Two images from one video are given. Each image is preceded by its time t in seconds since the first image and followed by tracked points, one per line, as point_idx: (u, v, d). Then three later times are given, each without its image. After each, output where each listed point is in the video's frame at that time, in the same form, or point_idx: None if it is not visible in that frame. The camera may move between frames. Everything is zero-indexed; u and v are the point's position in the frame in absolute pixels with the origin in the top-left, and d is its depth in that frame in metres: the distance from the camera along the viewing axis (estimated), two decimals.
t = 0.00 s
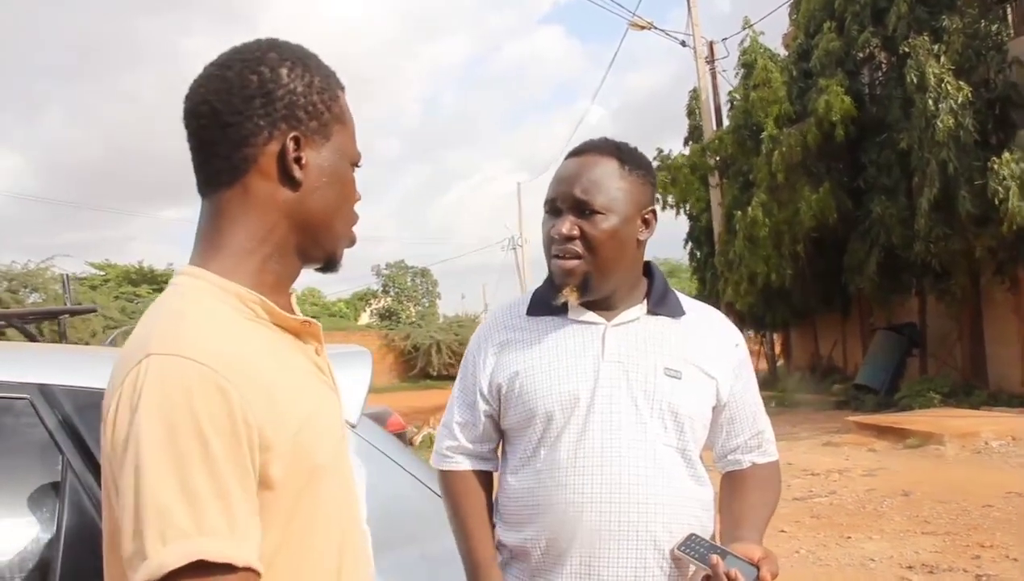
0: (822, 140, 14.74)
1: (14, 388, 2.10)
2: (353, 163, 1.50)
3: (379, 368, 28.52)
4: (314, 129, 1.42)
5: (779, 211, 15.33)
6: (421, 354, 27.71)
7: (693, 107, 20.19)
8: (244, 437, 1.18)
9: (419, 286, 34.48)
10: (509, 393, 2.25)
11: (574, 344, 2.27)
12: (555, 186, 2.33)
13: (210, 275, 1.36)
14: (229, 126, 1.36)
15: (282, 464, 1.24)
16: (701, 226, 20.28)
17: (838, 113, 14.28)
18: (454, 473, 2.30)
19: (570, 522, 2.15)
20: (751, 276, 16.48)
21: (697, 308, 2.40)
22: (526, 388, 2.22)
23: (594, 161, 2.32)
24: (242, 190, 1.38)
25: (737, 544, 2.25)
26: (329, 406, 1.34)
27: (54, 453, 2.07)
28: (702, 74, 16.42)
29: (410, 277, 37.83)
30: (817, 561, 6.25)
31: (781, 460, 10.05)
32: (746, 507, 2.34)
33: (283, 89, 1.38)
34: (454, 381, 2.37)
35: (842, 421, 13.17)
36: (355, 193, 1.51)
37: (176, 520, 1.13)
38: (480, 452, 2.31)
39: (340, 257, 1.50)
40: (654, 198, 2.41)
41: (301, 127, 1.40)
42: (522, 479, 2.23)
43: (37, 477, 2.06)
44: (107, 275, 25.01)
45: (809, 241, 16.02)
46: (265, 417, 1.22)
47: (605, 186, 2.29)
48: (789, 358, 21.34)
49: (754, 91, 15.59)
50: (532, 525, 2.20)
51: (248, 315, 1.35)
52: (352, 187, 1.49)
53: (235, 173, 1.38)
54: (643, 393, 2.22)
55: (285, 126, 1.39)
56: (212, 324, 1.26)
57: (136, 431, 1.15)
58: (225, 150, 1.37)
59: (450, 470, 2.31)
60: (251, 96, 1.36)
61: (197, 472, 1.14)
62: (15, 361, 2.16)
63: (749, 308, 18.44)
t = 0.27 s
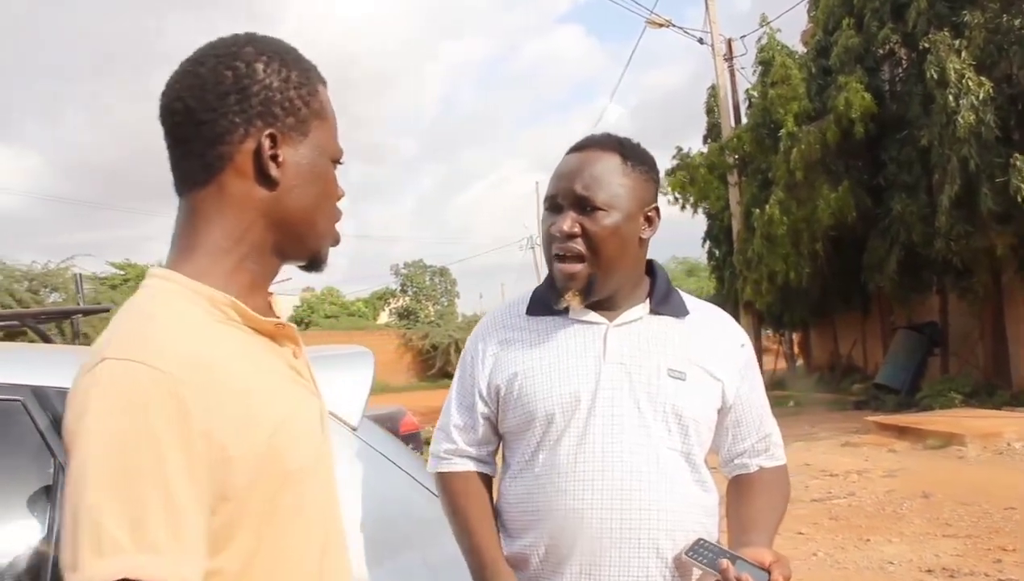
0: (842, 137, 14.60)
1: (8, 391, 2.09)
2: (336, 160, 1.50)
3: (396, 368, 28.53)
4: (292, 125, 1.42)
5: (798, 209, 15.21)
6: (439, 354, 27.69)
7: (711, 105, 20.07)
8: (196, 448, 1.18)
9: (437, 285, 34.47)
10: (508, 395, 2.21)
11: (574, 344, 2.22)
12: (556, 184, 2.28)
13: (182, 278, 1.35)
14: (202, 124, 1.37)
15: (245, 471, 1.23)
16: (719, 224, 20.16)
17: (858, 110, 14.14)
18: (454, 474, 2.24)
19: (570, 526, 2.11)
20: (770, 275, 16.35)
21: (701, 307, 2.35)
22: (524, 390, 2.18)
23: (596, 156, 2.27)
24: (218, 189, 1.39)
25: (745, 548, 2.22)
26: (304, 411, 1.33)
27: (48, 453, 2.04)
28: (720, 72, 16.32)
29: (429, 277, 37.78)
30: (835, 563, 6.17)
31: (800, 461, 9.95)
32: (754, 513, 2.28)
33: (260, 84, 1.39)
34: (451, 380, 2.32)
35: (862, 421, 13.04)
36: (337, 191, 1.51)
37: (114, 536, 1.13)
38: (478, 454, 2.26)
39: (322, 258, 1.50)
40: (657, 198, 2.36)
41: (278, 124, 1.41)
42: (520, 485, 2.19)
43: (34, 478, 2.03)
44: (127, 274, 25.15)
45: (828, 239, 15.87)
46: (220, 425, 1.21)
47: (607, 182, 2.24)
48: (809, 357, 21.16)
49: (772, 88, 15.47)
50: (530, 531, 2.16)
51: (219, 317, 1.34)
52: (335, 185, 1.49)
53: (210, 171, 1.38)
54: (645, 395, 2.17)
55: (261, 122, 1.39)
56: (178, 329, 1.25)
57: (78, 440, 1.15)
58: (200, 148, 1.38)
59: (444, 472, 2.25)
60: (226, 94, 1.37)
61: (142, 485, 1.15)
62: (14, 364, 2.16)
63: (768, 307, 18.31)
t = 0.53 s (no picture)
0: (855, 138, 14.52)
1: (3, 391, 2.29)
2: (304, 155, 1.53)
3: (408, 368, 28.53)
4: (255, 118, 1.46)
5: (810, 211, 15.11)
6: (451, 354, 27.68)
7: (725, 105, 19.99)
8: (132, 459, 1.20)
9: (450, 285, 34.48)
10: (496, 400, 2.12)
11: (565, 348, 2.14)
12: (606, 215, 2.05)
13: (134, 279, 1.37)
14: (161, 116, 1.40)
15: (184, 484, 1.25)
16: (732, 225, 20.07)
17: (871, 112, 14.05)
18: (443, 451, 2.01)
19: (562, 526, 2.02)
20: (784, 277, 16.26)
21: (690, 310, 2.27)
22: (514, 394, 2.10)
23: (634, 181, 2.07)
24: (178, 182, 1.41)
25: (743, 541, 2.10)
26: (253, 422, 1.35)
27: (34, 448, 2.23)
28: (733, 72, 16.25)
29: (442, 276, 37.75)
30: (843, 569, 6.11)
31: (810, 465, 9.89)
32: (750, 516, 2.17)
33: (219, 74, 1.43)
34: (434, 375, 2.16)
35: (873, 425, 12.95)
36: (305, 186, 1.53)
37: (38, 547, 1.14)
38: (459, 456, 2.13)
39: (291, 259, 1.53)
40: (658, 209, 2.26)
41: (238, 116, 1.44)
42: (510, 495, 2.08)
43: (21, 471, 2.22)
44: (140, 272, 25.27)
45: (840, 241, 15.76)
46: (160, 434, 1.23)
47: (663, 216, 2.08)
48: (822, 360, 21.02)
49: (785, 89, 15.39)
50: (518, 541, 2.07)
51: (174, 320, 1.36)
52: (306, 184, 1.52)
53: (169, 165, 1.41)
54: (635, 399, 2.10)
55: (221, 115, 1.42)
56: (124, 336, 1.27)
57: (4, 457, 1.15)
58: (159, 141, 1.41)
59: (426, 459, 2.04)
60: (186, 85, 1.40)
61: (68, 498, 1.15)
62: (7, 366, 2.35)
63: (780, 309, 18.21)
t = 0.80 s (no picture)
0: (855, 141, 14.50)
1: None
2: (270, 168, 1.49)
3: (410, 374, 28.48)
4: (213, 127, 1.42)
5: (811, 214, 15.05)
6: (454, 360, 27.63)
7: (724, 109, 19.95)
8: (74, 485, 1.17)
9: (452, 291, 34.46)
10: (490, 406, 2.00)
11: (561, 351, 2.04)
12: (606, 217, 1.98)
13: (85, 293, 1.33)
14: (115, 125, 1.39)
15: (129, 509, 1.22)
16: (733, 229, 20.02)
17: (871, 114, 14.01)
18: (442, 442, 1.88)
19: (562, 526, 1.95)
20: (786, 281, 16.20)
21: (680, 314, 2.21)
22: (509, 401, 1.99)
23: (634, 184, 2.00)
24: (131, 195, 1.38)
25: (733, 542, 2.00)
26: (208, 442, 1.32)
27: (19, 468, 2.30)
28: (733, 75, 16.23)
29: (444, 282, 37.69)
30: (848, 574, 6.06)
31: (813, 469, 9.84)
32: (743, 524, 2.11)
33: (175, 81, 1.41)
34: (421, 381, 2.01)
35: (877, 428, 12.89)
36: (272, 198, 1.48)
37: None
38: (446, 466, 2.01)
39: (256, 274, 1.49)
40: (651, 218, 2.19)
41: (195, 125, 1.41)
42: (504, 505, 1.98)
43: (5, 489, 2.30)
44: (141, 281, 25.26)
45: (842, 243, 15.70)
46: (106, 457, 1.20)
47: (662, 219, 2.01)
48: (825, 363, 20.95)
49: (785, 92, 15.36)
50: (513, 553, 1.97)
51: (129, 336, 1.33)
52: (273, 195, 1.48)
53: (125, 175, 1.38)
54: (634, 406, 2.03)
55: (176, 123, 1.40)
56: (73, 350, 1.25)
57: None
58: (114, 151, 1.39)
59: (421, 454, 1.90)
60: (139, 92, 1.39)
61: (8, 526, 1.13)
62: None
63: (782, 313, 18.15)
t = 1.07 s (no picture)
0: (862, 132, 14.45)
1: None
2: (238, 181, 1.39)
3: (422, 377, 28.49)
4: (173, 141, 1.35)
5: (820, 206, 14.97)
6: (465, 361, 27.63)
7: (728, 104, 19.88)
8: (46, 500, 1.12)
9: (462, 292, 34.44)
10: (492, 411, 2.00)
11: (560, 354, 2.04)
12: (602, 219, 1.97)
13: (58, 307, 1.29)
14: (80, 136, 1.36)
15: (106, 526, 1.17)
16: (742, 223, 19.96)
17: (877, 104, 13.96)
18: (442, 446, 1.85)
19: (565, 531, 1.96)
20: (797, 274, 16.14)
21: (679, 310, 2.21)
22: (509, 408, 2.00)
23: (626, 184, 1.99)
24: (96, 209, 1.34)
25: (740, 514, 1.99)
26: (190, 457, 1.27)
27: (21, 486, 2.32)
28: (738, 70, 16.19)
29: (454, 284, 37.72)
30: (866, 569, 6.03)
31: (829, 463, 9.80)
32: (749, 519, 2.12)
33: (136, 93, 1.35)
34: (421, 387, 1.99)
35: (892, 420, 12.83)
36: (240, 211, 1.38)
37: None
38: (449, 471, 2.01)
39: (231, 293, 1.41)
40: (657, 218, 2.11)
41: (153, 138, 1.34)
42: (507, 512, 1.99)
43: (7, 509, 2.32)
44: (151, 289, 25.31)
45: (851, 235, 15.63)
46: (79, 473, 1.15)
47: (656, 219, 2.00)
48: (837, 356, 20.86)
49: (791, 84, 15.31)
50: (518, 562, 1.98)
51: (101, 348, 1.28)
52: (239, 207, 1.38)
53: (89, 188, 1.34)
54: (636, 409, 2.02)
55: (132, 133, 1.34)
56: (48, 362, 1.21)
57: None
58: (81, 163, 1.35)
59: (423, 459, 1.86)
60: (103, 106, 1.36)
61: None
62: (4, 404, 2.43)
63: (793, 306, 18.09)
